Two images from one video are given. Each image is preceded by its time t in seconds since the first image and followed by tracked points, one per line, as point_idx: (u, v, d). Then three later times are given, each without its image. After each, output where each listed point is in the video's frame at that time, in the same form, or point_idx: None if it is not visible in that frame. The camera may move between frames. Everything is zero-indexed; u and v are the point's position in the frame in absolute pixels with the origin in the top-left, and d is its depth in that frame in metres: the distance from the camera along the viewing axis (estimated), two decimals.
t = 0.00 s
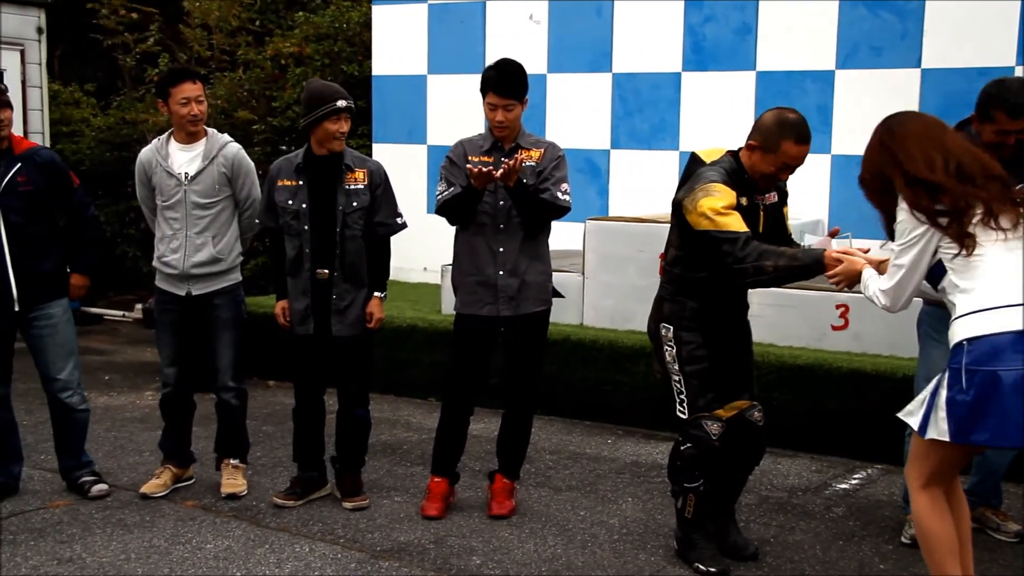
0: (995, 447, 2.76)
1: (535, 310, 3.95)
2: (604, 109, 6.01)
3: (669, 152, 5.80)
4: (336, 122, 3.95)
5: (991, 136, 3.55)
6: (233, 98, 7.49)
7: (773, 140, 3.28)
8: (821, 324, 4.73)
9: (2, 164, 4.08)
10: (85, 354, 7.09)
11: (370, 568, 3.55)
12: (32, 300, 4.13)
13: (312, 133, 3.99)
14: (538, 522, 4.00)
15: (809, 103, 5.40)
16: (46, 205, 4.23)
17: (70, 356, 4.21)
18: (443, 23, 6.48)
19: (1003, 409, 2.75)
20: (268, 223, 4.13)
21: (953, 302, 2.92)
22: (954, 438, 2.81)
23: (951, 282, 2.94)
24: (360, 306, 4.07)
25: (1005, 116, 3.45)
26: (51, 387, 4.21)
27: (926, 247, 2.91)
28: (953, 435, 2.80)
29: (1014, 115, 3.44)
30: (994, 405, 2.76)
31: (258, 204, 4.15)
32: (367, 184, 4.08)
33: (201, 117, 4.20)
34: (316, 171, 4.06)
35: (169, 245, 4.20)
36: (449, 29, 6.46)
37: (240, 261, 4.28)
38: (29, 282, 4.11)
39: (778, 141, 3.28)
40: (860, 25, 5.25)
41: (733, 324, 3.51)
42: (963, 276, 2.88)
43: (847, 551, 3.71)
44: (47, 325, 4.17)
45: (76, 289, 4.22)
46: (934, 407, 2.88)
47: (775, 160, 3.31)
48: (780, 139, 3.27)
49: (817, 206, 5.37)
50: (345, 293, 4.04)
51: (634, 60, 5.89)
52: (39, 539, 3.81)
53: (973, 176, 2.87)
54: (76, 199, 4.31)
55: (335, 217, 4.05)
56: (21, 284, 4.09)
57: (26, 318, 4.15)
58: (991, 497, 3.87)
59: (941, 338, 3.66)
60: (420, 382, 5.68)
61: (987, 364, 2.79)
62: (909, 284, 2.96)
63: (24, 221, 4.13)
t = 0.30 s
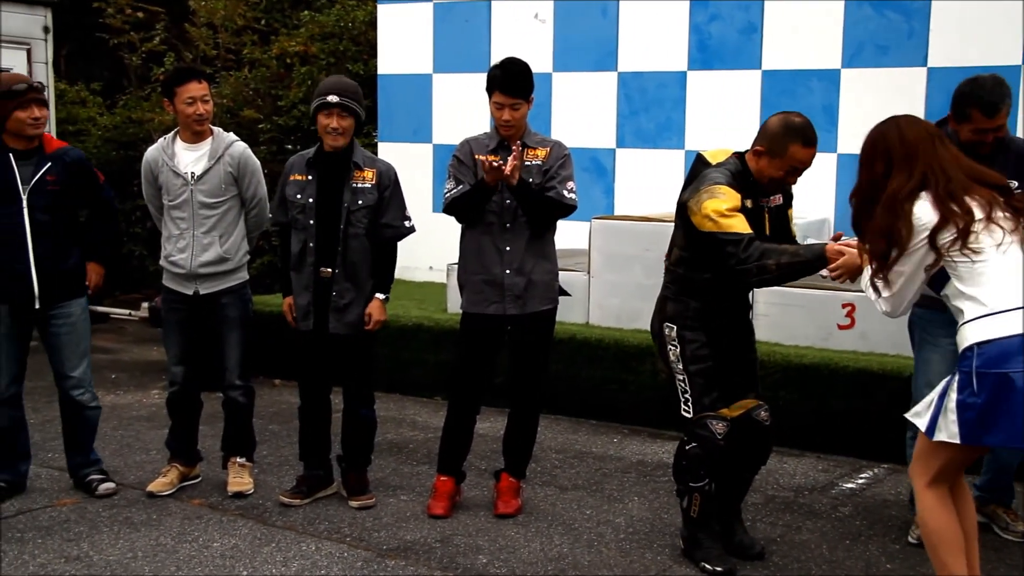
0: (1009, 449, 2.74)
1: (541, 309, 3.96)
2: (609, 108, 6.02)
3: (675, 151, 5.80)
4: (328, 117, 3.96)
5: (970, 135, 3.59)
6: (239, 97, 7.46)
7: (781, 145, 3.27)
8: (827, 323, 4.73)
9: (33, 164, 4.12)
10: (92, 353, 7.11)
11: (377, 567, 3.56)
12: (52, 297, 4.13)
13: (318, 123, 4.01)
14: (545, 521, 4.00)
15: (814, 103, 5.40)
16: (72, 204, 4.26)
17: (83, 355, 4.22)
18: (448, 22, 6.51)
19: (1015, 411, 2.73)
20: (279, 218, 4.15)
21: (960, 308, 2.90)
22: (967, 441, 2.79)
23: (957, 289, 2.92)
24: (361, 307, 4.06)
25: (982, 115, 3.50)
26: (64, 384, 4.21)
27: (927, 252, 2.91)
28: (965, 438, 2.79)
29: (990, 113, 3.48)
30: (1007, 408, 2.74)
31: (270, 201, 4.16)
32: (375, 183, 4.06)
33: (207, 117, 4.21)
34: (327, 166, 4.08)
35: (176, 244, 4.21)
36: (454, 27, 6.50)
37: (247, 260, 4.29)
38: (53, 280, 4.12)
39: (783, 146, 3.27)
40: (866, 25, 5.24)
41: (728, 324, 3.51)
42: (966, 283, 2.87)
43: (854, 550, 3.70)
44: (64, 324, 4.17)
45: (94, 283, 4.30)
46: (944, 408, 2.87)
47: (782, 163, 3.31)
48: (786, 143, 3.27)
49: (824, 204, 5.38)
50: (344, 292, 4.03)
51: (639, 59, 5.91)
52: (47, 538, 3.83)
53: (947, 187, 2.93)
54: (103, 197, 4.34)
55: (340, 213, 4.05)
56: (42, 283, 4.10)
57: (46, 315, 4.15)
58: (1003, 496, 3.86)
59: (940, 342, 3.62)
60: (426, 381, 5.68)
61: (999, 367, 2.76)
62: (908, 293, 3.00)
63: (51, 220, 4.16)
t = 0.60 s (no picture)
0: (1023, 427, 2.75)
1: (563, 308, 3.95)
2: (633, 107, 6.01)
3: (699, 151, 5.78)
4: (349, 113, 3.99)
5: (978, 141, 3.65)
6: (263, 96, 7.44)
7: (758, 87, 3.36)
8: (852, 323, 4.71)
9: (82, 166, 4.15)
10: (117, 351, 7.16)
11: (399, 566, 3.56)
12: (89, 296, 4.16)
13: (345, 111, 4.02)
14: (567, 520, 4.00)
15: (839, 102, 5.37)
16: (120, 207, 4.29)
17: (116, 354, 4.25)
18: (473, 21, 6.54)
19: None
20: (308, 215, 4.19)
21: (980, 283, 2.92)
22: (981, 418, 2.80)
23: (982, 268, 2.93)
24: (380, 305, 4.05)
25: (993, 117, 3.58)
26: (96, 380, 4.25)
27: (963, 225, 2.89)
28: (979, 417, 2.80)
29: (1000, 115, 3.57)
30: None
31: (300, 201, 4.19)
32: (401, 183, 4.05)
33: (221, 114, 4.20)
34: (355, 163, 4.12)
35: (200, 242, 4.23)
36: (479, 27, 6.53)
37: (269, 260, 4.31)
38: (91, 283, 4.15)
39: (758, 91, 3.36)
40: (892, 23, 5.21)
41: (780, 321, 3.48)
42: (996, 262, 2.89)
43: (878, 552, 3.68)
44: (99, 322, 4.20)
45: (132, 277, 4.26)
46: (961, 387, 2.88)
47: (769, 109, 3.36)
48: (762, 86, 3.35)
49: (849, 204, 5.35)
50: (363, 289, 4.03)
51: (663, 58, 5.90)
52: (73, 534, 3.86)
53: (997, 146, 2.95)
54: (151, 198, 4.34)
55: (363, 211, 4.06)
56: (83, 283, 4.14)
57: (83, 312, 4.19)
58: None
59: (961, 346, 3.56)
60: (449, 380, 5.69)
61: (1018, 346, 2.77)
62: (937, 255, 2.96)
63: (96, 222, 4.19)
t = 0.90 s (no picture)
0: None
1: (589, 305, 3.95)
2: (663, 107, 6.00)
3: (729, 151, 5.76)
4: (379, 115, 4.01)
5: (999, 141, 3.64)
6: (293, 96, 7.47)
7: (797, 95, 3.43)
8: (883, 324, 4.69)
9: (124, 168, 4.19)
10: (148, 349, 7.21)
11: (428, 564, 3.57)
12: (127, 297, 4.20)
13: (376, 111, 4.02)
14: (596, 520, 4.00)
15: (870, 101, 5.33)
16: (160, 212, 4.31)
17: (151, 354, 4.28)
18: (503, 21, 6.55)
19: None
20: (338, 214, 4.20)
21: (1015, 282, 2.90)
22: (1013, 418, 2.79)
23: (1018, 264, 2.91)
24: (412, 303, 4.06)
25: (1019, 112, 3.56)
26: (132, 378, 4.28)
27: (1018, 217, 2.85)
28: (1011, 416, 2.79)
29: None
30: None
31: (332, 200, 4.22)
32: (431, 181, 4.05)
33: (252, 112, 4.21)
34: (384, 163, 4.12)
35: (229, 241, 4.26)
36: (508, 26, 6.54)
37: (298, 259, 4.33)
38: (128, 284, 4.18)
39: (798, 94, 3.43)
40: (924, 22, 5.17)
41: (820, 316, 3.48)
42: None
43: (910, 555, 3.66)
44: (135, 322, 4.23)
45: (169, 291, 4.30)
46: (991, 386, 2.86)
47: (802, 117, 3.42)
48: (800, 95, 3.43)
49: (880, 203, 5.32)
50: (395, 288, 4.04)
51: (693, 57, 5.88)
52: (106, 530, 3.89)
53: None
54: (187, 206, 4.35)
55: (395, 210, 4.08)
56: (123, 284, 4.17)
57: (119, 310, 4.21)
58: None
59: (990, 347, 3.52)
60: (477, 379, 5.70)
61: None
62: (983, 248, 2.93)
63: (136, 224, 4.23)
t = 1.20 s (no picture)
0: None
1: (615, 302, 3.95)
2: (697, 106, 5.98)
3: (762, 150, 5.74)
4: (411, 114, 4.01)
5: None
6: (327, 96, 7.54)
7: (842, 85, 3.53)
8: (919, 324, 4.65)
9: (138, 168, 4.21)
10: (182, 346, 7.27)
11: (459, 562, 3.58)
12: (152, 297, 4.23)
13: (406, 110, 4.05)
14: (628, 521, 3.98)
15: (907, 99, 5.29)
16: (173, 213, 4.33)
17: (176, 354, 4.33)
18: (536, 21, 6.56)
19: None
20: (369, 213, 4.20)
21: None
22: None
23: None
24: (446, 303, 4.07)
25: None
26: (158, 378, 4.33)
27: None
28: None
29: None
30: None
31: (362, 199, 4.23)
32: (464, 179, 4.08)
33: (290, 110, 4.24)
34: (415, 162, 4.12)
35: (263, 239, 4.29)
36: (541, 26, 6.54)
37: (331, 259, 4.35)
38: (153, 283, 4.22)
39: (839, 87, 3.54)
40: (963, 20, 5.12)
41: (840, 313, 3.57)
42: None
43: (945, 558, 3.62)
44: (158, 322, 4.28)
45: (187, 292, 4.34)
46: None
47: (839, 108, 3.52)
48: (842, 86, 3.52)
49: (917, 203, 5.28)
50: (431, 287, 4.05)
51: (727, 56, 5.86)
52: (141, 525, 3.93)
53: None
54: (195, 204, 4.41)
55: (428, 209, 4.09)
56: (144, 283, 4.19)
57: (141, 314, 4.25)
58: None
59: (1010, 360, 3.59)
60: (509, 378, 5.71)
61: None
62: None
63: (151, 224, 4.23)
